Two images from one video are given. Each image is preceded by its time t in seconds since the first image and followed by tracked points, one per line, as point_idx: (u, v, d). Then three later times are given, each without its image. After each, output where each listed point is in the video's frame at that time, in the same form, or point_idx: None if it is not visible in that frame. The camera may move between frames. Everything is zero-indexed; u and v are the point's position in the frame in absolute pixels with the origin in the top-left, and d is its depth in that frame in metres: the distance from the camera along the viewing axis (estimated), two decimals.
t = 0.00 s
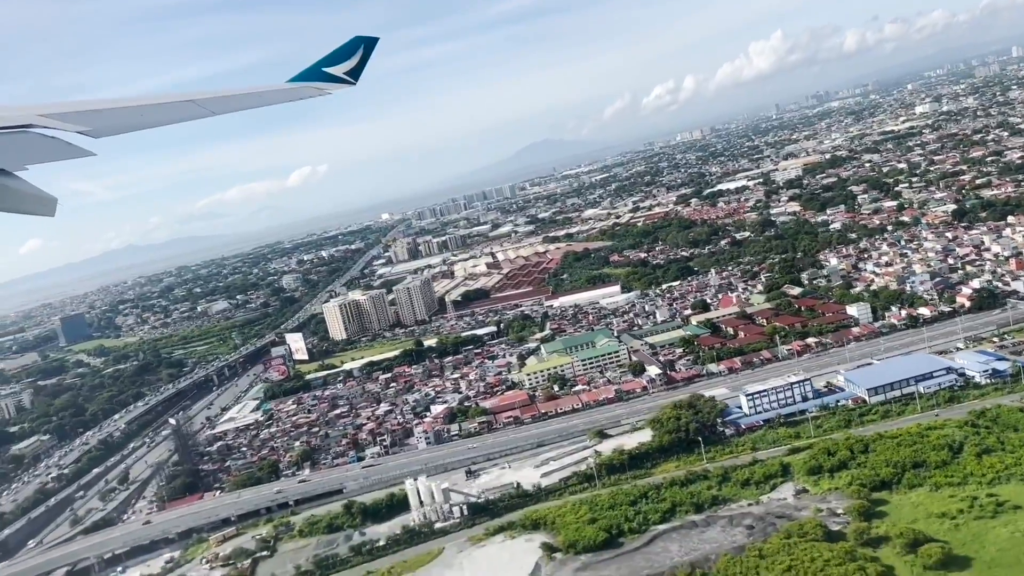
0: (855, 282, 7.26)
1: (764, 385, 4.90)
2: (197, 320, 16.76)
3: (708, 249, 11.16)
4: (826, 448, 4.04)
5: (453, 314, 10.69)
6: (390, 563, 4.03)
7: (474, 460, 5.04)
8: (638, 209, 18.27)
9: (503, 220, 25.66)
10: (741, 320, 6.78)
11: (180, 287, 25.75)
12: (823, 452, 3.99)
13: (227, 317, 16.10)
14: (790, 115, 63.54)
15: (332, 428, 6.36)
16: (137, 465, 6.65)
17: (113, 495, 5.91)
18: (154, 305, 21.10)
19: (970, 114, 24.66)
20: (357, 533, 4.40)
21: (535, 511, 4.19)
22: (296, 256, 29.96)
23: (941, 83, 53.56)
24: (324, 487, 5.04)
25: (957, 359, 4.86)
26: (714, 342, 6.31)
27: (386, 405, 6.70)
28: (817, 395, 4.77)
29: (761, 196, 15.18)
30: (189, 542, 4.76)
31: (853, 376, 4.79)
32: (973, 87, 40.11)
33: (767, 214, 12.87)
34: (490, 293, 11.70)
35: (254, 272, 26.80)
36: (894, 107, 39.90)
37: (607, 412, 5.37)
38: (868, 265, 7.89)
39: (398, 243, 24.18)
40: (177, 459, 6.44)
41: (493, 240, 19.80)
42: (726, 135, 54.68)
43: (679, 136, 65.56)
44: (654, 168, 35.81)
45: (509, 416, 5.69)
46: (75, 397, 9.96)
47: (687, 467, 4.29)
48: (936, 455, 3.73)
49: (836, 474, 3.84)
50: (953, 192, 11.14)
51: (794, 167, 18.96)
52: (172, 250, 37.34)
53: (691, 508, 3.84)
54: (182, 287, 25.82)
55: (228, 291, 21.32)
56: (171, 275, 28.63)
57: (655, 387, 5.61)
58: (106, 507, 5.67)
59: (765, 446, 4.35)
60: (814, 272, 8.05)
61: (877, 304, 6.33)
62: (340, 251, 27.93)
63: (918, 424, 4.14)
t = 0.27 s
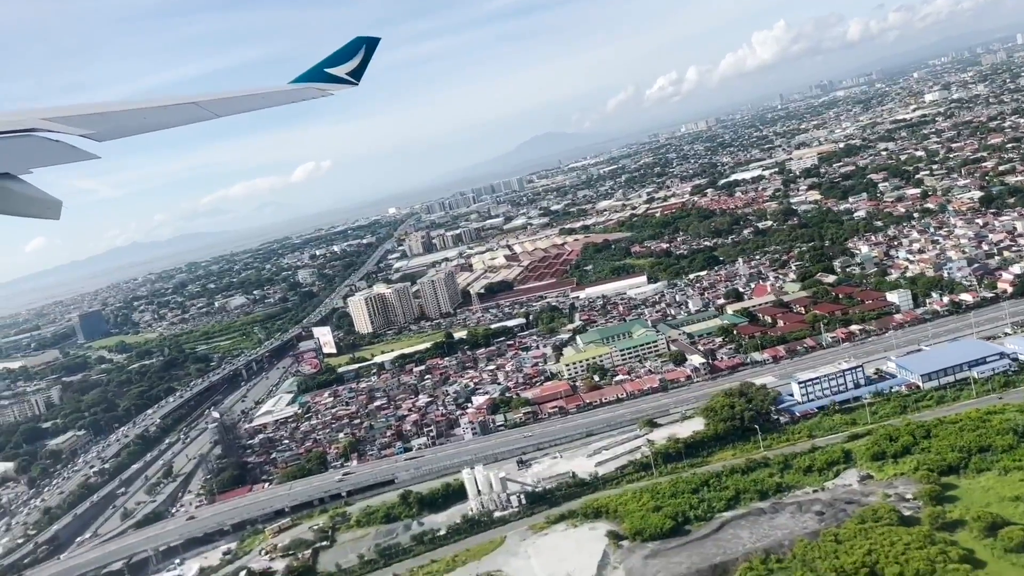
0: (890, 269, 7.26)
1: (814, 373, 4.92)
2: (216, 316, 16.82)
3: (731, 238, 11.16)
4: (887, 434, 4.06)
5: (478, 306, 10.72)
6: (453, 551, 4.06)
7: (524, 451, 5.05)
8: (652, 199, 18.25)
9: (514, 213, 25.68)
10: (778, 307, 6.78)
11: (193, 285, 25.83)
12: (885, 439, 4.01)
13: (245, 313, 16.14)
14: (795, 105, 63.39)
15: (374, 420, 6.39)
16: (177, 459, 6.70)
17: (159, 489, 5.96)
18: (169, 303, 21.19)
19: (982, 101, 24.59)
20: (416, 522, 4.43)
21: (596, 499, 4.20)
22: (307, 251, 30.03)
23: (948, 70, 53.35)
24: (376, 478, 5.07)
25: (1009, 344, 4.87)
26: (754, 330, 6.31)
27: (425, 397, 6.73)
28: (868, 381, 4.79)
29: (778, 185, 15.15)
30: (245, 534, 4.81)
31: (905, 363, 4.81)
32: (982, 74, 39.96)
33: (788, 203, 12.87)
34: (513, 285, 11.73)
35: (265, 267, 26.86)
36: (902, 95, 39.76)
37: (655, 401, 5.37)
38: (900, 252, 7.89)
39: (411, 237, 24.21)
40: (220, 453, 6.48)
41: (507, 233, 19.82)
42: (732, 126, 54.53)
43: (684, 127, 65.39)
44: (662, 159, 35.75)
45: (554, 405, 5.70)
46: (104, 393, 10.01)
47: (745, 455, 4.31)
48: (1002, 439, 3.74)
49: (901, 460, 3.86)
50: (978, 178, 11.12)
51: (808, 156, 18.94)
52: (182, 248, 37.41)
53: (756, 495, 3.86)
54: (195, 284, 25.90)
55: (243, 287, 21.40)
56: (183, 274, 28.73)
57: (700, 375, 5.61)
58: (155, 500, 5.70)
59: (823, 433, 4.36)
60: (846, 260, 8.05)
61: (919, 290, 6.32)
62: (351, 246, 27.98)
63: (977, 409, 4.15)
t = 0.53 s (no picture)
0: (927, 257, 7.22)
1: (866, 361, 4.89)
2: (233, 313, 16.83)
3: (755, 229, 11.13)
4: (950, 420, 4.03)
5: (503, 299, 10.71)
6: (515, 541, 4.06)
7: (574, 442, 5.03)
8: (668, 191, 18.19)
9: (526, 206, 25.62)
10: (817, 297, 6.75)
11: (205, 283, 25.85)
12: (948, 424, 3.98)
13: (264, 310, 16.16)
14: (801, 95, 63.07)
15: (415, 414, 6.38)
16: (216, 455, 6.73)
17: (203, 484, 5.98)
18: (184, 302, 21.21)
19: (996, 88, 24.40)
20: (474, 513, 4.43)
21: (655, 488, 4.19)
22: (317, 248, 30.03)
23: (956, 58, 53.00)
24: (426, 470, 5.08)
25: None
26: (795, 320, 6.29)
27: (464, 390, 6.72)
28: (923, 369, 4.76)
29: (797, 175, 15.08)
30: (301, 527, 4.85)
31: (959, 350, 4.78)
32: (992, 61, 39.68)
33: (810, 193, 12.80)
34: (536, 278, 11.71)
35: (277, 264, 26.87)
36: (912, 84, 39.51)
37: (703, 391, 5.35)
38: (935, 240, 7.84)
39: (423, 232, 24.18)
40: (262, 449, 6.49)
41: (521, 226, 19.77)
42: (739, 117, 54.28)
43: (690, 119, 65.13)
44: (671, 151, 35.61)
45: (599, 397, 5.67)
46: (132, 391, 10.05)
47: (805, 444, 4.29)
48: None
49: (967, 446, 3.83)
50: (1005, 165, 11.04)
51: (825, 145, 18.83)
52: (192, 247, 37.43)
53: (822, 483, 3.84)
54: (207, 283, 25.93)
55: (257, 284, 21.41)
56: (194, 275, 28.74)
57: (745, 366, 5.59)
58: (202, 494, 5.73)
59: (882, 421, 4.34)
60: (880, 249, 8.01)
61: (962, 277, 6.28)
62: (363, 241, 27.97)
63: None
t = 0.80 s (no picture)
0: (962, 246, 7.22)
1: (917, 349, 4.91)
2: (253, 312, 16.90)
3: (779, 221, 11.13)
4: (1011, 405, 4.04)
5: (528, 293, 10.74)
6: (577, 531, 4.08)
7: (624, 432, 5.04)
8: (684, 184, 18.17)
9: (538, 202, 25.64)
10: (855, 287, 6.76)
11: (219, 283, 25.94)
12: (1010, 410, 3.99)
13: (283, 308, 16.22)
14: (807, 88, 62.89)
15: (456, 407, 6.40)
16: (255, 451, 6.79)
17: (249, 478, 6.03)
18: (199, 301, 21.29)
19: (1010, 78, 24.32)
20: (532, 503, 4.45)
21: (715, 478, 4.21)
22: (329, 247, 30.10)
23: (964, 48, 52.76)
24: (478, 462, 5.09)
25: None
26: (836, 309, 6.30)
27: (504, 383, 6.74)
28: (975, 356, 4.77)
29: (816, 167, 15.05)
30: (356, 518, 4.90)
31: (1012, 336, 4.79)
32: (1002, 50, 39.51)
33: (831, 184, 12.80)
34: (559, 272, 11.73)
35: (290, 263, 26.95)
36: (921, 74, 39.38)
37: (751, 381, 5.36)
38: (968, 228, 7.84)
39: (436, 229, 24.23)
40: (304, 444, 6.54)
41: (536, 221, 19.79)
42: (746, 110, 54.09)
43: (696, 113, 65.00)
44: (681, 145, 35.54)
45: (644, 388, 5.67)
46: (163, 389, 10.12)
47: (863, 431, 4.30)
48: None
49: None
50: None
51: (840, 136, 18.81)
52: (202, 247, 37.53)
53: (886, 469, 3.85)
54: (221, 282, 26.01)
55: (273, 283, 21.48)
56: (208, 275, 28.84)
57: (791, 355, 5.60)
58: (249, 488, 5.78)
59: (940, 407, 4.35)
60: (912, 239, 8.02)
61: (1002, 265, 6.28)
62: (375, 239, 28.03)
63: None
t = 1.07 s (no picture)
0: (999, 235, 7.21)
1: (969, 337, 4.91)
2: (272, 310, 16.97)
3: (804, 213, 11.13)
4: None
5: (553, 288, 10.75)
6: (638, 520, 4.09)
7: (675, 424, 5.04)
8: (700, 178, 18.15)
9: (552, 197, 25.65)
10: (893, 277, 6.77)
11: (234, 282, 26.03)
12: None
13: (303, 306, 16.29)
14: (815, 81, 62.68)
15: (497, 400, 6.41)
16: (294, 447, 6.84)
17: (293, 473, 6.07)
18: (216, 300, 21.39)
19: None
20: (589, 493, 4.46)
21: (775, 466, 4.22)
22: (341, 245, 30.17)
23: (973, 39, 52.53)
24: (529, 453, 5.11)
25: None
26: (877, 299, 6.31)
27: (543, 376, 6.75)
28: None
29: (836, 159, 15.02)
30: (410, 509, 4.94)
31: None
32: (1013, 40, 39.31)
33: (853, 176, 12.78)
34: (583, 266, 11.74)
35: (304, 262, 27.04)
36: (931, 66, 39.22)
37: (799, 371, 5.36)
38: (1002, 217, 7.83)
39: (450, 226, 24.26)
40: (346, 440, 6.57)
41: (552, 216, 19.81)
42: (754, 103, 53.95)
43: (703, 107, 64.85)
44: (691, 139, 35.48)
45: (690, 379, 5.67)
46: (192, 387, 10.19)
47: (921, 419, 4.31)
48: None
49: None
50: None
51: (857, 128, 18.77)
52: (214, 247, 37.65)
53: (950, 456, 3.86)
54: (235, 281, 26.11)
55: (289, 281, 21.56)
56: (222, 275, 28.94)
57: (837, 346, 5.61)
58: (295, 483, 5.83)
59: (998, 394, 4.36)
60: (945, 229, 8.01)
61: None
62: (388, 236, 28.09)
63: None
